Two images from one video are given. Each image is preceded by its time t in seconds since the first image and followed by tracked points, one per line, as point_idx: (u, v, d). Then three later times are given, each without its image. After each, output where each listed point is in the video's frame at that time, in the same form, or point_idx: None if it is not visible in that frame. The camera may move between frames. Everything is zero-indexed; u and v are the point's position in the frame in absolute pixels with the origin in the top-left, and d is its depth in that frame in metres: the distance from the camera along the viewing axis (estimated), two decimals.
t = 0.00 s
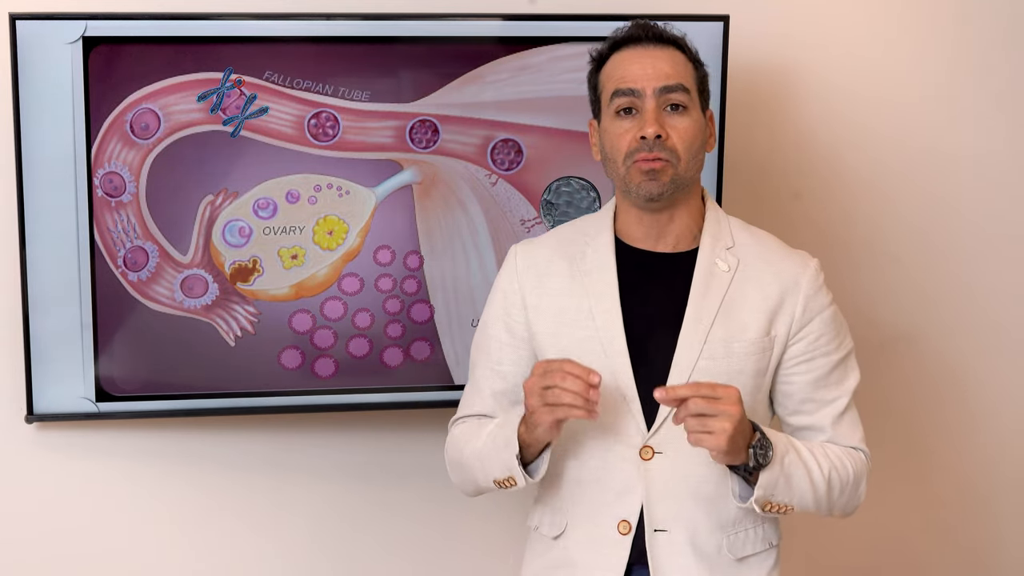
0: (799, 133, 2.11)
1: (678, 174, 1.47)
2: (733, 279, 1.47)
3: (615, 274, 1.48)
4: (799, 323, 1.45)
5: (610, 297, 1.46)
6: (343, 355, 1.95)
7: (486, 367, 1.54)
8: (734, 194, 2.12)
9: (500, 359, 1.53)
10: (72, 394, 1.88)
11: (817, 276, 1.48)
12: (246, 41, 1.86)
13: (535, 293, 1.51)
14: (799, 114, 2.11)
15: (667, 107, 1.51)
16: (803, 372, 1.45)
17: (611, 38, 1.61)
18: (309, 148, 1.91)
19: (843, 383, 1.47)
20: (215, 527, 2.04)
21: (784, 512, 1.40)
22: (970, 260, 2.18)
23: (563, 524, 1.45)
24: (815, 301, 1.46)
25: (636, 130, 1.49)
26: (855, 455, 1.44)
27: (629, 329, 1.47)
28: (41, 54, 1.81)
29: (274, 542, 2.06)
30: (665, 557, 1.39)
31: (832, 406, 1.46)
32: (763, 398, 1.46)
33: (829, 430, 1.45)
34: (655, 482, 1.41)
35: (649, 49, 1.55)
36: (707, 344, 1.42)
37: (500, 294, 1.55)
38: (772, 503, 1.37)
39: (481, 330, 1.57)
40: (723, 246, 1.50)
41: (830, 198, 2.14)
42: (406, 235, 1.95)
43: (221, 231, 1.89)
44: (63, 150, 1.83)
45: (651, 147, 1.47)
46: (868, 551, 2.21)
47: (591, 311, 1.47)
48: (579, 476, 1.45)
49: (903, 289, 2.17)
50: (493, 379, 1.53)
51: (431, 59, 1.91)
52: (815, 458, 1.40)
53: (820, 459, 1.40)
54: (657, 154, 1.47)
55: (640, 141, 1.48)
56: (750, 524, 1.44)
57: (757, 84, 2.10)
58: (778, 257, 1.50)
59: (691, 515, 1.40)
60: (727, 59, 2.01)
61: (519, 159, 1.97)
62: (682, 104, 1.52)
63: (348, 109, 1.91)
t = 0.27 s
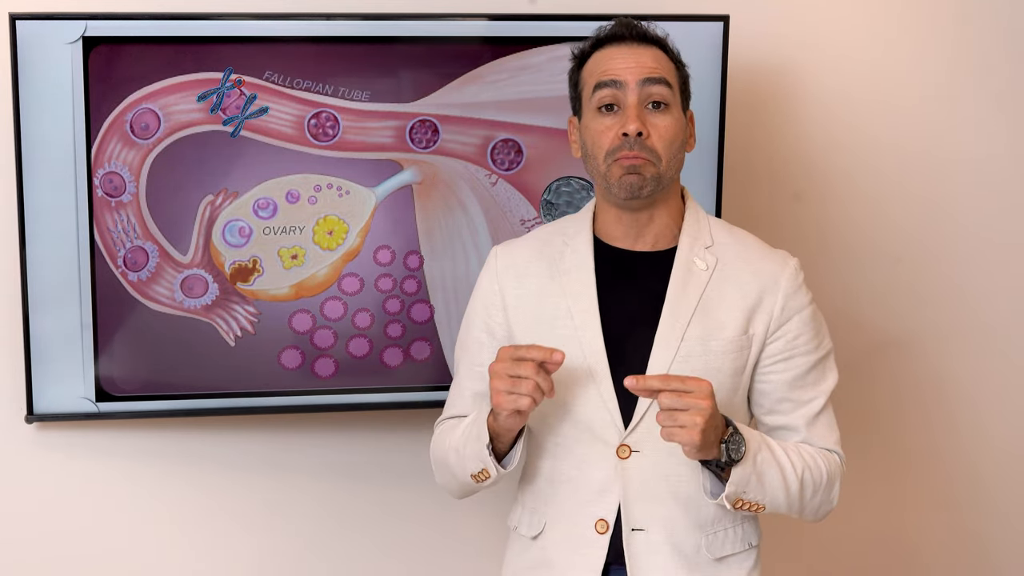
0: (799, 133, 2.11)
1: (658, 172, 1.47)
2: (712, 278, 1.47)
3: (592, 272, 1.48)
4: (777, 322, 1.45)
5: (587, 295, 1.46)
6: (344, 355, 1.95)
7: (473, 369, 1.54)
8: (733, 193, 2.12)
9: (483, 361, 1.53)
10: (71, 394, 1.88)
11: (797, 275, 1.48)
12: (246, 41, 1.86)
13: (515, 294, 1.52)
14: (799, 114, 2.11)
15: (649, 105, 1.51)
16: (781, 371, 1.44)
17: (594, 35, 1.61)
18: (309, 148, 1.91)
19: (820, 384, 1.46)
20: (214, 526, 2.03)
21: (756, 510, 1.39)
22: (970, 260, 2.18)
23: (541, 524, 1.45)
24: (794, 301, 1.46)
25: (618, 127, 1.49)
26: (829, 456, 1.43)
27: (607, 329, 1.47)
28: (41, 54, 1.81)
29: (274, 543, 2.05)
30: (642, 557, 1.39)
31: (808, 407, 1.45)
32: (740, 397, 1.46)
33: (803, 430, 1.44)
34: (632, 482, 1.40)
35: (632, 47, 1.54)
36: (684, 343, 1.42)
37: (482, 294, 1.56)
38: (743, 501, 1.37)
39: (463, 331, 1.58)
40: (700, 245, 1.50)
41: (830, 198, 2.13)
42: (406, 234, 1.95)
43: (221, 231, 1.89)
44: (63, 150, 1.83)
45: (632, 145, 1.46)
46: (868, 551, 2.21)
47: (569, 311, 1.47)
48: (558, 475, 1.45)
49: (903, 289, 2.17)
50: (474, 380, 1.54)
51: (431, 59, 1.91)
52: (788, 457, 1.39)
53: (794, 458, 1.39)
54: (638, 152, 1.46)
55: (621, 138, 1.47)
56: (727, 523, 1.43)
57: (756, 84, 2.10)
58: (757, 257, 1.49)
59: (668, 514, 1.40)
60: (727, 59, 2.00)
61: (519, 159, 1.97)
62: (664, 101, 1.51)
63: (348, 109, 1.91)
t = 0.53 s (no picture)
0: (799, 133, 2.11)
1: (640, 177, 1.48)
2: (697, 278, 1.47)
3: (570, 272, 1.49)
4: (762, 325, 1.44)
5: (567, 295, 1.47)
6: (344, 355, 1.95)
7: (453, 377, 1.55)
8: (733, 193, 2.12)
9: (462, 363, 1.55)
10: (71, 394, 1.88)
11: (781, 275, 1.47)
12: (246, 40, 1.86)
13: (496, 296, 1.52)
14: (799, 114, 2.11)
15: (631, 107, 1.51)
16: (770, 374, 1.44)
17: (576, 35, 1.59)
18: (309, 148, 1.91)
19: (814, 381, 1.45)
20: (214, 526, 2.04)
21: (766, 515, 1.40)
22: (970, 260, 2.18)
23: (524, 525, 1.46)
24: (778, 302, 1.45)
25: (599, 131, 1.49)
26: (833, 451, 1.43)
27: (584, 331, 1.47)
28: (41, 54, 1.81)
29: (274, 542, 2.06)
30: (624, 558, 1.39)
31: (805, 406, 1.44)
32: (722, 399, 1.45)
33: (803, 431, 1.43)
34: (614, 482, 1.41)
35: (615, 48, 1.54)
36: (668, 343, 1.42)
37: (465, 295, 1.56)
38: (752, 511, 1.38)
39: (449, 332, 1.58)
40: (686, 246, 1.49)
41: (830, 198, 2.14)
42: (406, 234, 1.95)
43: (221, 231, 1.89)
44: (63, 150, 1.83)
45: (614, 150, 1.47)
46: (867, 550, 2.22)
47: (549, 314, 1.47)
48: (541, 475, 1.46)
49: (902, 289, 2.17)
50: (454, 381, 1.55)
51: (431, 59, 1.91)
52: (793, 459, 1.39)
53: (798, 459, 1.39)
54: (620, 157, 1.47)
55: (603, 143, 1.48)
56: (710, 524, 1.43)
57: (756, 84, 2.10)
58: (742, 258, 1.48)
59: (649, 516, 1.40)
60: (727, 59, 2.00)
61: (518, 159, 1.97)
62: (647, 104, 1.52)
63: (348, 109, 1.91)
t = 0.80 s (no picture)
0: (799, 133, 2.11)
1: (630, 173, 1.46)
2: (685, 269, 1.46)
3: (565, 262, 1.49)
4: (751, 302, 1.48)
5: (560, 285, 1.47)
6: (344, 355, 1.95)
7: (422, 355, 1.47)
8: (733, 193, 2.12)
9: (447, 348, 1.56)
10: (71, 394, 1.88)
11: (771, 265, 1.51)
12: (246, 41, 1.86)
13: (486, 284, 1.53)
14: (799, 114, 2.11)
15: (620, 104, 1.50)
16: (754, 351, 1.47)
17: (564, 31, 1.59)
18: (309, 148, 1.91)
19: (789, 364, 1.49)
20: (214, 526, 2.03)
21: (734, 416, 1.36)
22: (971, 260, 2.18)
23: (513, 514, 1.46)
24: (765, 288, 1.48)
25: (587, 128, 1.48)
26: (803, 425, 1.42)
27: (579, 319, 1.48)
28: (41, 54, 1.81)
29: (273, 543, 2.05)
30: (614, 549, 1.40)
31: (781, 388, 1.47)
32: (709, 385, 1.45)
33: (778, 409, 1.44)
34: (602, 474, 1.41)
35: (602, 44, 1.53)
36: (654, 332, 1.43)
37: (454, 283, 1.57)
38: (727, 394, 1.34)
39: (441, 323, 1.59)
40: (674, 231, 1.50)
41: (830, 198, 2.13)
42: (405, 234, 1.95)
43: (221, 231, 1.89)
44: (63, 150, 1.83)
45: (603, 146, 1.45)
46: (868, 550, 2.21)
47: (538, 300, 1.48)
48: (528, 465, 1.46)
49: (903, 288, 2.17)
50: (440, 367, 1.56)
51: (431, 59, 1.91)
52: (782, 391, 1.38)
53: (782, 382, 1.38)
54: (609, 153, 1.46)
55: (591, 140, 1.46)
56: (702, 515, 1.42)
57: (756, 84, 2.10)
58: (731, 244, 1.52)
59: (638, 507, 1.40)
60: (727, 58, 2.00)
61: (518, 159, 1.97)
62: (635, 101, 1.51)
63: (348, 109, 1.91)
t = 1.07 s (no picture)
0: (799, 133, 2.11)
1: (617, 173, 1.46)
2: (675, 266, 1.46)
3: (560, 259, 1.49)
4: (739, 299, 1.46)
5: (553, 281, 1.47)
6: (344, 355, 1.95)
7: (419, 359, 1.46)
8: (732, 193, 2.12)
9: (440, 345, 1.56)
10: (71, 394, 1.88)
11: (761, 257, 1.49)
12: (246, 41, 1.86)
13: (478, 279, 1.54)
14: (799, 114, 2.11)
15: (606, 104, 1.50)
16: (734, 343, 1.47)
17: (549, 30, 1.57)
18: (309, 148, 1.91)
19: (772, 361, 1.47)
20: (214, 526, 2.04)
21: (709, 420, 1.35)
22: (971, 260, 2.18)
23: (504, 509, 1.46)
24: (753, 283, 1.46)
25: (574, 129, 1.48)
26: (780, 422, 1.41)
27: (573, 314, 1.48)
28: (41, 54, 1.81)
29: (273, 543, 2.05)
30: (606, 544, 1.40)
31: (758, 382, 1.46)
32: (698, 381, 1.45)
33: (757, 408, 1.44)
34: (592, 468, 1.41)
35: (588, 44, 1.52)
36: (645, 329, 1.43)
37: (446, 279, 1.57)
38: (702, 398, 1.33)
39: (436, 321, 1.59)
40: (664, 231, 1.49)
41: (830, 198, 2.13)
42: (405, 234, 1.95)
43: (221, 231, 1.89)
44: (63, 150, 1.83)
45: (589, 147, 1.45)
46: (867, 550, 2.22)
47: (532, 296, 1.48)
48: (519, 460, 1.46)
49: (903, 289, 2.17)
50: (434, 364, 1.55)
51: (431, 59, 1.91)
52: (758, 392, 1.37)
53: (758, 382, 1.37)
54: (597, 154, 1.45)
55: (578, 141, 1.46)
56: (694, 511, 1.42)
57: (756, 84, 2.10)
58: (719, 238, 1.50)
59: (630, 503, 1.40)
60: (727, 59, 2.00)
61: (518, 159, 1.97)
62: (621, 100, 1.50)
63: (348, 109, 1.91)
